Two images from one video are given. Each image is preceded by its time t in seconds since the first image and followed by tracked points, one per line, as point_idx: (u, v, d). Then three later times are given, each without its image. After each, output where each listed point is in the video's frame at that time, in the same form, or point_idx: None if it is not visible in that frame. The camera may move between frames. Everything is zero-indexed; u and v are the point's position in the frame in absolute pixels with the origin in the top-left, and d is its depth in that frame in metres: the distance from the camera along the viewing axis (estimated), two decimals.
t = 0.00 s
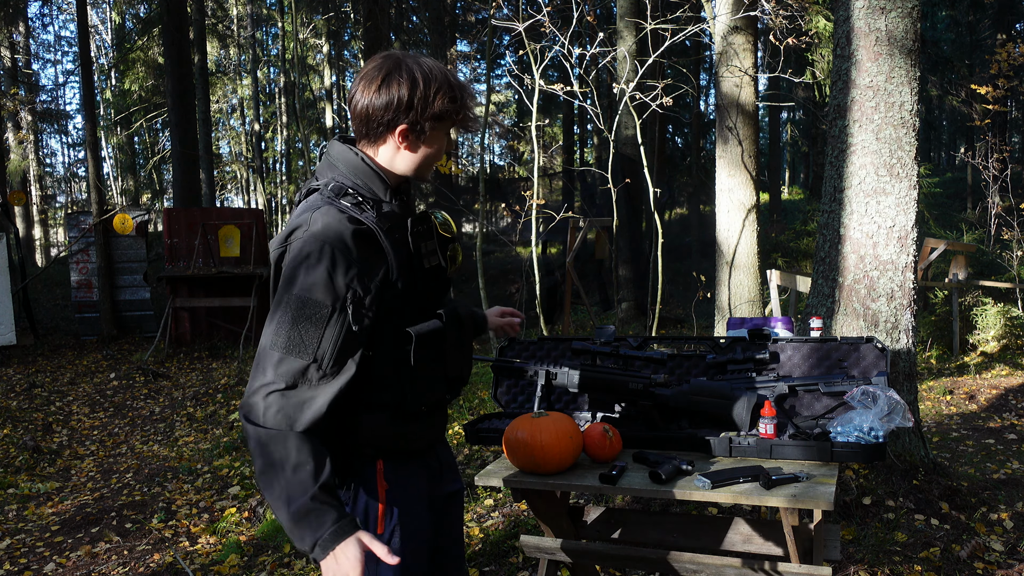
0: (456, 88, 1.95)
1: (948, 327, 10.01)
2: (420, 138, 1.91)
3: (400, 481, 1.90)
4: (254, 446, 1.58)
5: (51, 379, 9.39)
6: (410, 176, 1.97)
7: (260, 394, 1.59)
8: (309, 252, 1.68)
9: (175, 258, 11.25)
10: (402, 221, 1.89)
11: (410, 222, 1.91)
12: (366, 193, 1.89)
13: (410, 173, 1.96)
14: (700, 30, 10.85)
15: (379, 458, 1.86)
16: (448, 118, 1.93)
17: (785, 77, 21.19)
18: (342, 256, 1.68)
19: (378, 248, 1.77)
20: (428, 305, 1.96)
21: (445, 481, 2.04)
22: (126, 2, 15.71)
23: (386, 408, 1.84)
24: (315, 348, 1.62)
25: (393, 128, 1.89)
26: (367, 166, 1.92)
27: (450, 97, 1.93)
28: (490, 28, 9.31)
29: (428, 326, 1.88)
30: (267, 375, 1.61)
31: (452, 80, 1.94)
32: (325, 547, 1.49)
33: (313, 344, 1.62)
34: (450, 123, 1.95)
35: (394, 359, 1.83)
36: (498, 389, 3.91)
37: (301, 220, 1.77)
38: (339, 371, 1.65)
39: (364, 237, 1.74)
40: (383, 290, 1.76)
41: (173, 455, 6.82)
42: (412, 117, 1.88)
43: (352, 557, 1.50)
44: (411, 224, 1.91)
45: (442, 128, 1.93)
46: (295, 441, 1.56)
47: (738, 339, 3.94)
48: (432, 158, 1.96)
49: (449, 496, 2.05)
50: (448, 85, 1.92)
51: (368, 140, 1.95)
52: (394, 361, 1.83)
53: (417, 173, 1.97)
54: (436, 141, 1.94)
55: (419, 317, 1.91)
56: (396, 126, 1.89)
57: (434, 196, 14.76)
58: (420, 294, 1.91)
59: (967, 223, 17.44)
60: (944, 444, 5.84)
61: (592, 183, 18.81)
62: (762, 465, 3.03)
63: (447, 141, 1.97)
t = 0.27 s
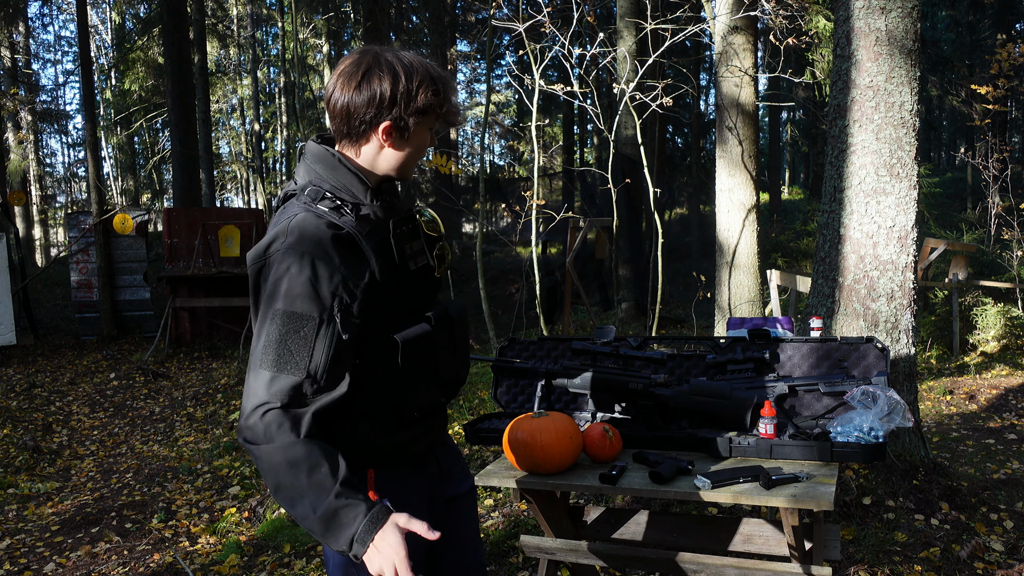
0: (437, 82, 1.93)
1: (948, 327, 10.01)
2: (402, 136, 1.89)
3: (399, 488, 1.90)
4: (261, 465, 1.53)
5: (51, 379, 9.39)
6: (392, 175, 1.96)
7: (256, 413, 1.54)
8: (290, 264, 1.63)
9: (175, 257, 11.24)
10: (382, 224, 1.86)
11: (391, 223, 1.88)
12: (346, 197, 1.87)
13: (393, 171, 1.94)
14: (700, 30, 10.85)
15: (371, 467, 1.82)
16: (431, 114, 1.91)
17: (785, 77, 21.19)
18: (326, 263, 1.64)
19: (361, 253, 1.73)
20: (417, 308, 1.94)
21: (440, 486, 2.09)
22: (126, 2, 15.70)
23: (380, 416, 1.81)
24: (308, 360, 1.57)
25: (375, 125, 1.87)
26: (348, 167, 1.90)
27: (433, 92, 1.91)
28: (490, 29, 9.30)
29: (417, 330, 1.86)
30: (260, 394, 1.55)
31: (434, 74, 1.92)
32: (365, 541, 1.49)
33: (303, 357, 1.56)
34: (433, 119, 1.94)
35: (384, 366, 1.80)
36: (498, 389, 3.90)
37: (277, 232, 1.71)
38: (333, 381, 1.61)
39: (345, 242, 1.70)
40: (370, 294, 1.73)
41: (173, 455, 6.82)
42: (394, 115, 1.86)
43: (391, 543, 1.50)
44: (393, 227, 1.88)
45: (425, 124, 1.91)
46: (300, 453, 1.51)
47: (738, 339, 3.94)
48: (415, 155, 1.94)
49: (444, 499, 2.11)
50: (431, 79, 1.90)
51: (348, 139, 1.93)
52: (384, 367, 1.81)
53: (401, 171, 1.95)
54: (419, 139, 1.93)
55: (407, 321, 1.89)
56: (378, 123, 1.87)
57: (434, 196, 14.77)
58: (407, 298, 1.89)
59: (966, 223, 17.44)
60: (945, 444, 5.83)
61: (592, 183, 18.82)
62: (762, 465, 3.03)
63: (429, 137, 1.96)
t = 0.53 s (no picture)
0: (425, 78, 1.93)
1: (948, 327, 10.00)
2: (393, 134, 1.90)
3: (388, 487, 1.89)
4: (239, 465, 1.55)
5: (51, 379, 9.39)
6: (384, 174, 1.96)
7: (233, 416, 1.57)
8: (268, 269, 1.64)
9: (174, 257, 11.24)
10: (370, 226, 1.85)
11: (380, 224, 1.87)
12: (335, 200, 1.87)
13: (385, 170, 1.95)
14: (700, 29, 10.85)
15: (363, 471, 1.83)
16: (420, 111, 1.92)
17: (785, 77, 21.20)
18: (305, 267, 1.63)
19: (343, 257, 1.72)
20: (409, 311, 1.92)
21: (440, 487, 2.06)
22: (126, 2, 15.70)
23: (371, 419, 1.81)
24: (284, 364, 1.57)
25: (364, 125, 1.88)
26: (338, 167, 1.91)
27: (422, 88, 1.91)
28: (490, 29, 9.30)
29: (406, 335, 1.83)
30: (236, 397, 1.57)
31: (421, 71, 1.92)
32: (346, 530, 1.44)
33: (279, 361, 1.57)
34: (422, 116, 1.94)
35: (369, 370, 1.79)
36: (499, 389, 3.90)
37: (260, 235, 1.73)
38: (312, 386, 1.62)
39: (327, 245, 1.70)
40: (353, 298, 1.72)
41: (173, 455, 6.82)
42: (382, 112, 1.86)
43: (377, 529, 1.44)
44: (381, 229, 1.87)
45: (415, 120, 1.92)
46: (276, 453, 1.51)
47: (738, 339, 3.94)
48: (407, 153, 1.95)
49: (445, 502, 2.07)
50: (419, 76, 1.91)
51: (338, 140, 1.94)
52: (370, 372, 1.80)
53: (393, 170, 1.96)
54: (409, 135, 1.93)
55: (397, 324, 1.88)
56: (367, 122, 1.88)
57: (434, 196, 14.77)
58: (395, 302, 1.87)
59: (966, 223, 17.43)
60: (944, 444, 5.84)
61: (592, 184, 18.82)
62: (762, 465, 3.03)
63: (420, 134, 1.96)
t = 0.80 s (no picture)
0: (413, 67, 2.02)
1: (948, 327, 10.00)
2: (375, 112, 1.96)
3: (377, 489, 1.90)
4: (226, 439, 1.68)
5: (51, 379, 9.39)
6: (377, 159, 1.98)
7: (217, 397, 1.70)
8: (256, 265, 1.73)
9: (175, 257, 11.24)
10: (361, 228, 1.90)
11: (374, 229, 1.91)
12: (332, 200, 1.94)
13: (377, 154, 1.98)
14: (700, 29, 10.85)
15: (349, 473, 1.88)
16: (405, 91, 1.97)
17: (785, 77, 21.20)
18: (286, 261, 1.71)
19: (325, 258, 1.78)
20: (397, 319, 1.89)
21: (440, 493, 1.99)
22: (126, 2, 15.69)
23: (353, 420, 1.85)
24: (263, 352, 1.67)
25: (353, 111, 1.98)
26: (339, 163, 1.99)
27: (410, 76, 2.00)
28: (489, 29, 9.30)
29: (389, 340, 1.80)
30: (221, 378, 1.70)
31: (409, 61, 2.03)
32: (311, 439, 1.57)
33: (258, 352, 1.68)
34: (410, 97, 1.98)
35: (352, 368, 1.81)
36: (499, 389, 3.91)
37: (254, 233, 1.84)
38: (288, 376, 1.69)
39: (312, 248, 1.76)
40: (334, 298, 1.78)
41: (173, 455, 6.82)
42: (365, 95, 1.96)
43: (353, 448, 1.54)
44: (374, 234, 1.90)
45: (397, 97, 1.96)
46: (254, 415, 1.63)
47: (737, 339, 3.95)
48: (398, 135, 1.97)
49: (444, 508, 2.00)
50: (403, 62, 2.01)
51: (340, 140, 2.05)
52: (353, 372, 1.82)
53: (386, 152, 1.97)
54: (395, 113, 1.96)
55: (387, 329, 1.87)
56: (353, 106, 1.98)
57: (434, 196, 14.76)
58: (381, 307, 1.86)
59: (966, 223, 17.43)
60: (945, 444, 5.84)
61: (592, 184, 18.83)
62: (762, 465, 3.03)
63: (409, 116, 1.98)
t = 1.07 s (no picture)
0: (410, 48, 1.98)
1: (948, 327, 10.00)
2: (376, 104, 1.97)
3: (370, 488, 1.86)
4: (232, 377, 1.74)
5: (51, 379, 9.39)
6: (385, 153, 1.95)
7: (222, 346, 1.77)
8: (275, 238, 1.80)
9: (175, 257, 11.24)
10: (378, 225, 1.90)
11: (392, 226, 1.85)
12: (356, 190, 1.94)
13: (383, 148, 1.95)
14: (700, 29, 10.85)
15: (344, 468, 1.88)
16: (394, 73, 1.94)
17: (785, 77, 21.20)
18: (297, 233, 1.77)
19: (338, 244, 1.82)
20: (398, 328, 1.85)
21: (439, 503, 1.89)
22: (126, 2, 15.69)
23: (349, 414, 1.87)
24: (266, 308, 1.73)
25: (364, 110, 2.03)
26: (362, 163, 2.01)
27: (401, 56, 1.96)
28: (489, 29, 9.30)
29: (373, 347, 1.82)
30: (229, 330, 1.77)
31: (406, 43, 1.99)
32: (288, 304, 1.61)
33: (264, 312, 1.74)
34: (399, 78, 1.93)
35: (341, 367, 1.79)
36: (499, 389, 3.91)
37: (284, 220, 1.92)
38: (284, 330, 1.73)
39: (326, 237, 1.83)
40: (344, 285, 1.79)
41: (173, 455, 6.82)
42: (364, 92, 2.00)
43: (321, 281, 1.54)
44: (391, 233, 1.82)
45: (388, 82, 1.94)
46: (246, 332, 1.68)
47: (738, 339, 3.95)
48: (396, 121, 1.93)
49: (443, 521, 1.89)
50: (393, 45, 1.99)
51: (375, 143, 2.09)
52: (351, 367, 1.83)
53: (388, 142, 1.94)
54: (388, 99, 1.94)
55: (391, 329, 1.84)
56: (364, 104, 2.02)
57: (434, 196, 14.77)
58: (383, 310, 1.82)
59: (966, 223, 17.43)
60: (944, 444, 5.84)
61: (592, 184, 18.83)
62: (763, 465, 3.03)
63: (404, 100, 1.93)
